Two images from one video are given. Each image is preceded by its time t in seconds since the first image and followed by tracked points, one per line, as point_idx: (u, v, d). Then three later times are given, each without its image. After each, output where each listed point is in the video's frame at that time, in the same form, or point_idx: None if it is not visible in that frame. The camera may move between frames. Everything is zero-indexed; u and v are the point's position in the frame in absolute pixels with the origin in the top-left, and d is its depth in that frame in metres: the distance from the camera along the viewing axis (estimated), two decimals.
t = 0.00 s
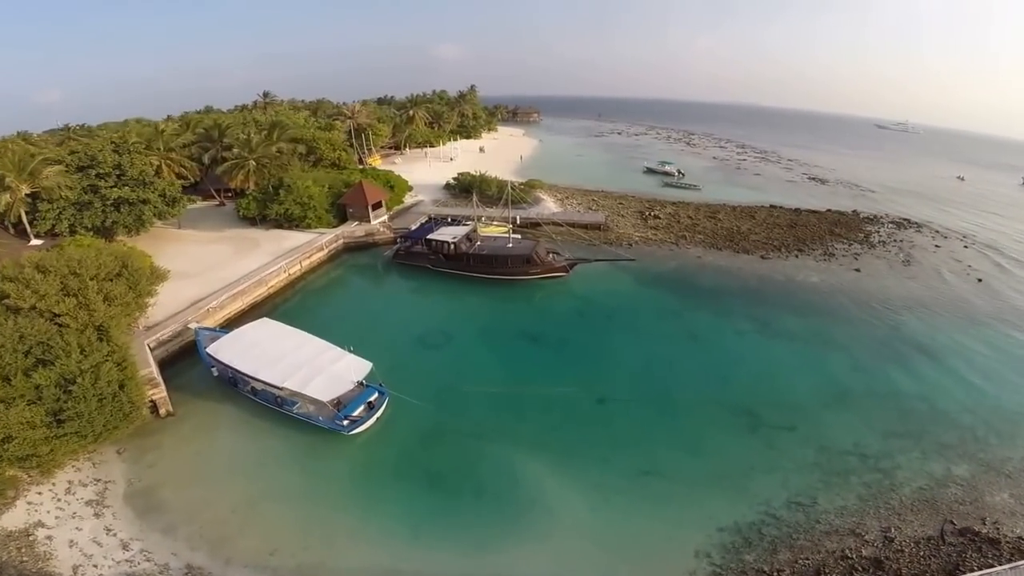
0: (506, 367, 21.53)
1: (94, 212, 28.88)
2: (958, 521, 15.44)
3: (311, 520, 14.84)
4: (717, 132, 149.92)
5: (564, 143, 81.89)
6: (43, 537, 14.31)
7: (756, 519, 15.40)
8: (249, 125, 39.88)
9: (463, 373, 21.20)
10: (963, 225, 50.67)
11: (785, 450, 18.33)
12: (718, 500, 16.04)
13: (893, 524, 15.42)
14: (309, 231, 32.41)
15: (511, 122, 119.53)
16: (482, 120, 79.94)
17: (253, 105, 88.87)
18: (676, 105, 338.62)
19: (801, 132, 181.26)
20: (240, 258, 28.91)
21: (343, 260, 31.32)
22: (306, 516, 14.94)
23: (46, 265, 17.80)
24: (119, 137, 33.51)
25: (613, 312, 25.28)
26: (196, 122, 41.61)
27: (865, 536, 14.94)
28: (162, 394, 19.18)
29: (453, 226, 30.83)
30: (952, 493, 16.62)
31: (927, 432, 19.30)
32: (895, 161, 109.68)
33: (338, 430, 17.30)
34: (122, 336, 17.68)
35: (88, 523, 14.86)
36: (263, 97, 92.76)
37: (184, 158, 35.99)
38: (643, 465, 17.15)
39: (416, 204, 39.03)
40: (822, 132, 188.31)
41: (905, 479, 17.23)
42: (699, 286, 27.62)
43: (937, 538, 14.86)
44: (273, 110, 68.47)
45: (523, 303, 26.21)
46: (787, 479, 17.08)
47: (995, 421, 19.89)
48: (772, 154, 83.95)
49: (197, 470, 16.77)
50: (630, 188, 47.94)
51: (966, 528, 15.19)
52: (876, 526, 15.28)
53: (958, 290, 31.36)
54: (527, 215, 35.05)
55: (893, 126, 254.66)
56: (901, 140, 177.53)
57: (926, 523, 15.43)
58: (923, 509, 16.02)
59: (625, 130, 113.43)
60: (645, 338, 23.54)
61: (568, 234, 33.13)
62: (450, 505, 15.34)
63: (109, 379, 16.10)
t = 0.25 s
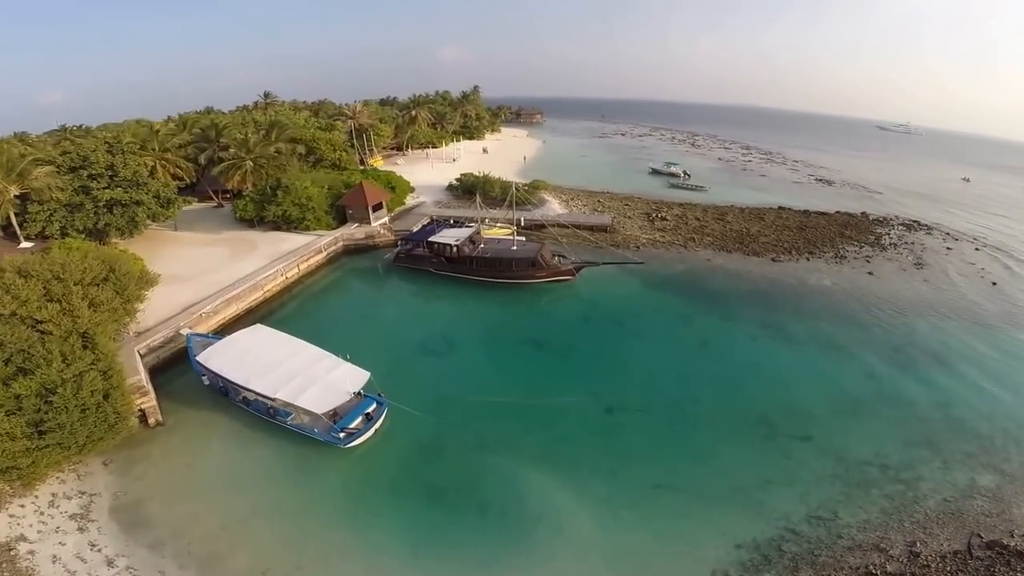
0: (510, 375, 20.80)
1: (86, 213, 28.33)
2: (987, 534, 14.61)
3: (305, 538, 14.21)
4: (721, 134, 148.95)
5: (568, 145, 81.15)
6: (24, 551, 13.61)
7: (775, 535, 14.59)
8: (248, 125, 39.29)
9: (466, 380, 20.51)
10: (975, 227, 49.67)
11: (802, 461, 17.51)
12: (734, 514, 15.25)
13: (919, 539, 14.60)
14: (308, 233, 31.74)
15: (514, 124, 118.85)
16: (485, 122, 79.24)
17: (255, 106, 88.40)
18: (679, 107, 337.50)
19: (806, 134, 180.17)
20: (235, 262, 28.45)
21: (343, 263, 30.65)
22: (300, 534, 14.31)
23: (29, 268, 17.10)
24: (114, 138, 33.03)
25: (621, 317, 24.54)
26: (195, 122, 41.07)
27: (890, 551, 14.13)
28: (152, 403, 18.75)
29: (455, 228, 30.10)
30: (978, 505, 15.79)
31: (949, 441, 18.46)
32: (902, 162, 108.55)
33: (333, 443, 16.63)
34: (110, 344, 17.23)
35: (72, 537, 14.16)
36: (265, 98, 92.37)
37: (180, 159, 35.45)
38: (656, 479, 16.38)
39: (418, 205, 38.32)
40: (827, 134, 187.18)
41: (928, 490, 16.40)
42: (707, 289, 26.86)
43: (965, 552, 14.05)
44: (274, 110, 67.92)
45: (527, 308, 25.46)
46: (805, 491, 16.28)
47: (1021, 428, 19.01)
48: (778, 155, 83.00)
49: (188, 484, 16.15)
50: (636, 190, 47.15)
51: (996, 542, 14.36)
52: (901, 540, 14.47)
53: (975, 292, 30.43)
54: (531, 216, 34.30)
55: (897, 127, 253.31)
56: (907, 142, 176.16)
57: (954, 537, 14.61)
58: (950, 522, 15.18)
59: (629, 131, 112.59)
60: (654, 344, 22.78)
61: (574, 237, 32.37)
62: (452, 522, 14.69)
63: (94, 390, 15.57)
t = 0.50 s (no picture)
0: (514, 382, 20.03)
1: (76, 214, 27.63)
2: (1017, 548, 13.81)
3: (297, 556, 13.48)
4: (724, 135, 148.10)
5: (570, 145, 80.34)
6: (3, 567, 12.92)
7: (794, 551, 13.80)
8: (244, 124, 38.56)
9: (468, 389, 19.74)
10: (986, 229, 48.76)
11: (820, 472, 16.70)
12: (750, 529, 14.46)
13: (945, 553, 13.81)
14: (306, 234, 30.98)
15: (516, 124, 118.13)
16: (486, 122, 78.44)
17: (255, 105, 87.66)
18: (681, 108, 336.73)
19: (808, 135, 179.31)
20: (230, 265, 27.99)
21: (341, 266, 29.93)
22: (293, 552, 13.59)
23: (10, 272, 16.40)
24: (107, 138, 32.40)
25: (628, 321, 23.75)
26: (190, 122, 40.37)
27: (915, 567, 13.33)
28: (140, 411, 18.15)
29: (456, 229, 29.32)
30: (1004, 517, 15.00)
31: (972, 450, 17.65)
32: (907, 164, 107.59)
33: (328, 455, 15.97)
34: (95, 350, 16.63)
35: (52, 553, 13.46)
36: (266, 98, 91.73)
37: (175, 159, 34.76)
38: (667, 493, 15.60)
39: (418, 206, 37.55)
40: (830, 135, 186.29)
41: (952, 502, 15.61)
42: (715, 293, 26.09)
43: (994, 567, 13.28)
44: (275, 110, 67.24)
45: (530, 312, 24.70)
46: (824, 504, 15.48)
47: None
48: (783, 157, 82.12)
49: (177, 497, 15.45)
50: (640, 190, 46.35)
51: None
52: (927, 554, 13.68)
53: (991, 295, 29.55)
54: (534, 218, 33.52)
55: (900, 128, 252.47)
56: (909, 143, 175.59)
57: (981, 551, 13.83)
58: (976, 535, 14.40)
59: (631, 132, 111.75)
60: (662, 349, 22.00)
61: (578, 239, 31.58)
62: (452, 540, 13.91)
63: (76, 399, 14.94)
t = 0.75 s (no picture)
0: (517, 391, 19.30)
1: (66, 215, 27.00)
2: None
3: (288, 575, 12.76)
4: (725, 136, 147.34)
5: (572, 146, 79.67)
6: None
7: (814, 568, 13.04)
8: (240, 123, 37.88)
9: (470, 397, 19.00)
10: (995, 230, 47.96)
11: (837, 484, 15.94)
12: (766, 545, 13.71)
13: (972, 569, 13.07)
14: (302, 236, 30.30)
15: (517, 125, 117.45)
16: (487, 122, 77.79)
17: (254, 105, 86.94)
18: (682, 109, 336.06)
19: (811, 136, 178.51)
20: (224, 268, 27.44)
21: (338, 268, 29.25)
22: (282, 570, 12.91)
23: None
24: (99, 137, 31.77)
25: (634, 326, 23.02)
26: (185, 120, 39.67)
27: None
28: (127, 419, 17.47)
29: (456, 231, 28.61)
30: None
31: (994, 459, 16.90)
32: (911, 165, 106.76)
33: (321, 469, 15.20)
34: (76, 356, 15.77)
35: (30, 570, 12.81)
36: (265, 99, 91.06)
37: (169, 158, 34.13)
38: (679, 507, 14.83)
39: (418, 207, 36.85)
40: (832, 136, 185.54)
41: (975, 514, 14.88)
42: (723, 296, 25.39)
43: None
44: (274, 110, 66.58)
45: (532, 316, 23.98)
46: (844, 518, 14.71)
47: None
48: (787, 157, 81.34)
49: (162, 510, 14.79)
50: (644, 191, 45.63)
51: None
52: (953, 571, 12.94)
53: (1006, 297, 28.77)
54: (536, 219, 32.80)
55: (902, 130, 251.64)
56: (912, 144, 174.86)
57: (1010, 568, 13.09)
58: (1004, 550, 13.66)
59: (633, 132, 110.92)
60: (670, 355, 21.26)
61: (581, 241, 30.85)
62: (452, 559, 13.15)
63: (57, 408, 14.23)
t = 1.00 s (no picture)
0: (518, 400, 18.41)
1: (52, 215, 26.09)
2: None
3: None
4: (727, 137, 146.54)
5: (573, 146, 78.81)
6: None
7: None
8: (234, 122, 37.09)
9: (469, 407, 18.13)
10: (1005, 232, 47.04)
11: (857, 497, 15.03)
12: (783, 565, 12.80)
13: None
14: (297, 237, 29.48)
15: (518, 126, 116.74)
16: (487, 122, 76.99)
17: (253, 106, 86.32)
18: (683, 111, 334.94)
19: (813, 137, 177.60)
20: (214, 270, 26.54)
21: (334, 271, 28.42)
22: None
23: None
24: (88, 137, 30.99)
25: (639, 331, 22.15)
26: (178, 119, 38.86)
27: None
28: (108, 430, 16.60)
29: (454, 232, 27.76)
30: None
31: (1020, 469, 16.01)
32: (915, 166, 105.92)
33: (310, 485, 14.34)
34: (53, 363, 14.89)
35: None
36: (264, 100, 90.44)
37: (161, 159, 33.35)
38: (689, 524, 13.91)
39: (416, 208, 36.01)
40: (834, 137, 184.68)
41: (1004, 528, 13.99)
42: (730, 299, 24.53)
43: None
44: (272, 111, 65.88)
45: (534, 321, 23.12)
46: (865, 534, 13.79)
47: None
48: (791, 158, 80.54)
49: (141, 526, 13.92)
50: (647, 192, 44.80)
51: None
52: None
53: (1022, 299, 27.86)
54: (537, 220, 31.96)
55: (904, 131, 250.79)
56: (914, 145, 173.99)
57: None
58: None
59: (635, 133, 110.11)
60: (677, 362, 20.39)
61: (584, 242, 29.94)
62: None
63: (31, 417, 13.38)
